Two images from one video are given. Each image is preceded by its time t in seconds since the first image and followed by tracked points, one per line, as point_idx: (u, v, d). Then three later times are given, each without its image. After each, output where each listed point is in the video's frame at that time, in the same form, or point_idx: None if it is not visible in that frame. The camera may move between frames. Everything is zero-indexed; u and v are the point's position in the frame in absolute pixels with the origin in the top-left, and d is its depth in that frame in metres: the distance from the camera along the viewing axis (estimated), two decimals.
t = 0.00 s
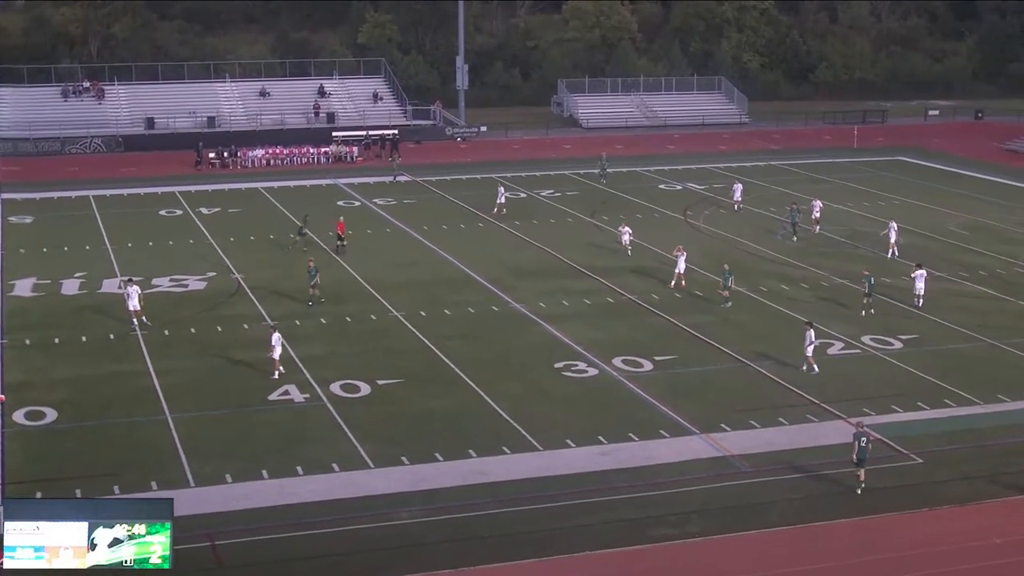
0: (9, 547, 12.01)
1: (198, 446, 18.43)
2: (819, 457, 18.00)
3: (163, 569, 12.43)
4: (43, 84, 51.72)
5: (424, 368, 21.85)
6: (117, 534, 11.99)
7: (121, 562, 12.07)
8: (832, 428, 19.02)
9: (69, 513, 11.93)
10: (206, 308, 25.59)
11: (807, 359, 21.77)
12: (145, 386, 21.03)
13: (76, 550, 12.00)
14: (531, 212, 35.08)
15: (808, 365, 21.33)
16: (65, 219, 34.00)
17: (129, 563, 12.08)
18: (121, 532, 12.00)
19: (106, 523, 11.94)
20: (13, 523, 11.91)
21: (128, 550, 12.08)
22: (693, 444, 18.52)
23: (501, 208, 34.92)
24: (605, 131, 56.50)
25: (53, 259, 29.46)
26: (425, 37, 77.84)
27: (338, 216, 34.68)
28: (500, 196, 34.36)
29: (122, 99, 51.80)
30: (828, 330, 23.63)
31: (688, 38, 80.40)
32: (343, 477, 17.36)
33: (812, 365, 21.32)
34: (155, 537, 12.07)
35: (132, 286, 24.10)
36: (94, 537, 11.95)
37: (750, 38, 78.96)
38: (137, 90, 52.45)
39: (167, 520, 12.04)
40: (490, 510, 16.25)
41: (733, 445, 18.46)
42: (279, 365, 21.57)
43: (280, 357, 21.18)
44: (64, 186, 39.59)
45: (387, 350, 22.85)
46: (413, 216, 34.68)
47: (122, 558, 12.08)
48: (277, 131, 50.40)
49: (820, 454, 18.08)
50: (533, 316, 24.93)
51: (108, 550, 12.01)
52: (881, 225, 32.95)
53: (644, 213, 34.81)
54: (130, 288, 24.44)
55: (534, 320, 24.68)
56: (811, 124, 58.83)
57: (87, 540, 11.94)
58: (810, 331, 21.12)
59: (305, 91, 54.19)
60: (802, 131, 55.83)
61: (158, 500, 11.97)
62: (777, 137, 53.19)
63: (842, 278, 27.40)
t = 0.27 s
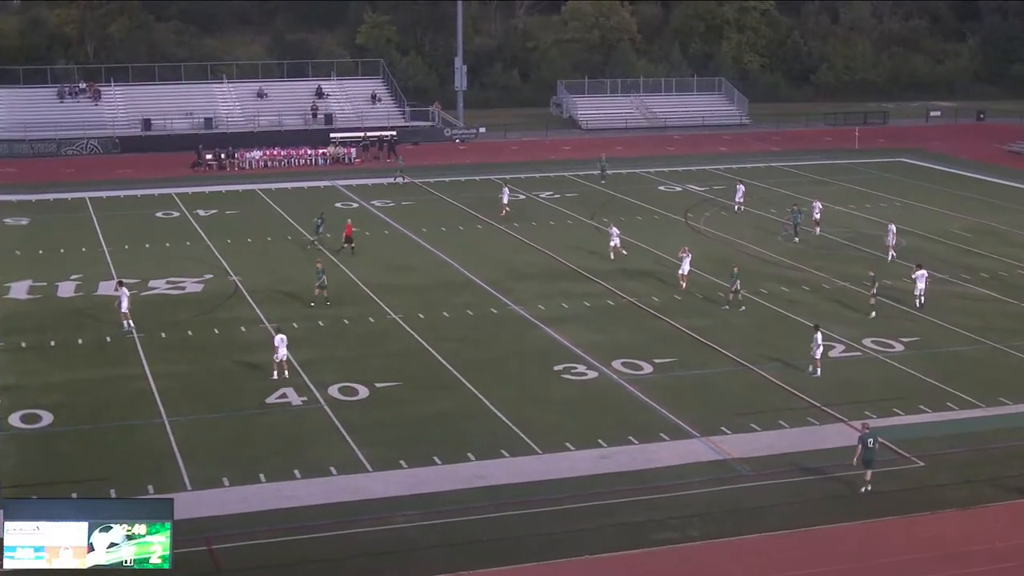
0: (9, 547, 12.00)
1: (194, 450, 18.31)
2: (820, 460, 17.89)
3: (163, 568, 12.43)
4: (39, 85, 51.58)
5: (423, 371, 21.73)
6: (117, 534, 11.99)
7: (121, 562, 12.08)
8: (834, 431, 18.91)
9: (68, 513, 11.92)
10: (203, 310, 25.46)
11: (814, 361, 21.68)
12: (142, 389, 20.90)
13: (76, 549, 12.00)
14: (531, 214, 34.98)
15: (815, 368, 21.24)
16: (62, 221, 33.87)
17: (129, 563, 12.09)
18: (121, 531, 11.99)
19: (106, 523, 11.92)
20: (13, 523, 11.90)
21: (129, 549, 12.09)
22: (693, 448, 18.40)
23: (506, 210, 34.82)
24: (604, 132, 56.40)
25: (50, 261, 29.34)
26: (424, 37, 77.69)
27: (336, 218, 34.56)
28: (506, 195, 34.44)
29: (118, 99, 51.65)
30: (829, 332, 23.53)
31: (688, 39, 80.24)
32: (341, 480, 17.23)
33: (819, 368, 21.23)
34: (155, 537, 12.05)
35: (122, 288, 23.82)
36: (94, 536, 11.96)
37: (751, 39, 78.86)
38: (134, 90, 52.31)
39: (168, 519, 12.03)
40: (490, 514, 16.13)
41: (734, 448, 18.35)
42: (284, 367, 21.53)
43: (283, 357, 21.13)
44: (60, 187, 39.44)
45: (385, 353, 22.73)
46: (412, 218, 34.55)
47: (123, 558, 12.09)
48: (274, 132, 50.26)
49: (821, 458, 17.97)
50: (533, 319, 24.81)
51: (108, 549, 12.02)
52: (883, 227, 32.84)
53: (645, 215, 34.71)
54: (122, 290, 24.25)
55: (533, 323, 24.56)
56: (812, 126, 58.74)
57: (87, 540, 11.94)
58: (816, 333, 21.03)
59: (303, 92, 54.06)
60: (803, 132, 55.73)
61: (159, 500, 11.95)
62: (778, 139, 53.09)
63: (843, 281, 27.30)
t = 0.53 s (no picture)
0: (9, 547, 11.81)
1: (192, 450, 18.17)
2: (821, 461, 17.79)
3: (164, 568, 12.19)
4: (34, 84, 51.41)
5: (421, 371, 21.62)
6: (118, 534, 11.76)
7: (121, 562, 11.86)
8: (834, 432, 18.82)
9: (68, 512, 11.70)
10: (200, 310, 25.33)
11: (820, 362, 21.59)
12: (137, 389, 20.77)
13: (76, 550, 11.77)
14: (530, 214, 34.86)
15: (821, 369, 21.16)
16: (58, 221, 33.72)
17: (129, 564, 11.86)
18: (122, 531, 11.76)
19: (105, 523, 11.69)
20: (13, 523, 11.68)
21: (129, 549, 11.85)
22: (693, 448, 18.30)
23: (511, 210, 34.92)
24: (603, 131, 56.29)
25: (45, 261, 29.19)
26: (421, 36, 77.48)
27: (333, 218, 34.43)
28: (506, 195, 34.32)
29: (113, 98, 51.49)
30: (830, 332, 23.42)
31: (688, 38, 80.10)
32: (339, 481, 17.12)
33: (825, 368, 21.16)
34: (155, 537, 11.81)
35: (112, 287, 23.61)
36: (94, 536, 11.72)
37: (751, 37, 78.70)
38: (129, 89, 52.15)
39: (169, 519, 11.79)
40: (488, 515, 16.02)
41: (734, 448, 18.25)
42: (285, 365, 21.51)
43: (283, 355, 21.09)
44: (56, 187, 39.30)
45: (382, 354, 22.62)
46: (410, 217, 34.43)
47: (123, 558, 11.86)
48: (270, 131, 50.13)
49: (821, 458, 17.88)
50: (531, 318, 24.71)
51: (108, 549, 11.78)
52: (883, 227, 32.77)
53: (644, 214, 34.61)
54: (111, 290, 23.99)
55: (532, 323, 24.45)
56: (811, 124, 58.68)
57: (86, 540, 11.72)
58: (822, 332, 20.98)
59: (299, 91, 53.91)
60: (803, 131, 55.67)
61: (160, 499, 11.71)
62: (777, 138, 53.01)
63: (843, 280, 27.20)
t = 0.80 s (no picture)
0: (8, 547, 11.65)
1: (187, 451, 18.04)
2: (820, 461, 17.69)
3: (163, 569, 12.02)
4: (28, 82, 51.19)
5: (418, 371, 21.50)
6: (118, 534, 11.60)
7: (120, 562, 11.69)
8: (833, 432, 18.72)
9: (67, 512, 11.54)
10: (195, 310, 25.18)
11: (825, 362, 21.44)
12: (132, 390, 20.63)
13: (76, 550, 11.61)
14: (528, 213, 34.74)
15: (823, 370, 21.03)
16: (52, 220, 33.53)
17: (128, 564, 11.69)
18: (122, 531, 11.60)
19: (105, 522, 11.53)
20: (12, 523, 11.53)
21: (128, 549, 11.68)
22: (691, 449, 18.20)
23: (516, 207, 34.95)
24: (601, 129, 56.18)
25: (40, 261, 29.01)
26: (418, 34, 77.31)
27: (330, 217, 34.29)
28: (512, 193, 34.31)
29: (108, 97, 51.30)
30: (830, 332, 23.32)
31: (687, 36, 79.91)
32: (335, 482, 16.99)
33: (826, 369, 21.03)
34: (155, 537, 11.67)
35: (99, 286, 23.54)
36: (94, 535, 11.55)
37: (749, 35, 78.59)
38: (124, 87, 51.96)
39: (169, 518, 11.63)
40: (485, 516, 15.92)
41: (732, 449, 18.15)
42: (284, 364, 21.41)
43: (283, 352, 21.03)
44: (50, 186, 39.12)
45: (379, 353, 22.49)
46: (407, 217, 34.30)
47: (123, 558, 11.69)
48: (266, 130, 49.96)
49: (820, 458, 17.79)
50: (529, 318, 24.60)
51: (108, 549, 11.61)
52: (882, 226, 32.68)
53: (642, 213, 34.52)
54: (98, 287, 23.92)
55: (529, 323, 24.33)
56: (810, 123, 58.58)
57: (86, 540, 11.55)
58: (827, 333, 20.81)
59: (295, 89, 53.73)
60: (802, 130, 55.58)
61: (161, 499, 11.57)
62: (776, 136, 52.91)
63: (843, 280, 27.10)
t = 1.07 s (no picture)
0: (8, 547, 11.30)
1: (185, 454, 17.91)
2: (823, 465, 17.56)
3: (166, 569, 11.63)
4: (27, 83, 51.04)
5: (417, 374, 21.38)
6: (118, 536, 11.23)
7: (121, 563, 11.30)
8: (836, 435, 18.58)
9: (66, 511, 11.17)
10: (193, 312, 25.05)
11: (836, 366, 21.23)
12: (131, 392, 20.48)
13: (76, 550, 11.23)
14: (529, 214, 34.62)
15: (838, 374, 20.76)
16: (50, 221, 33.39)
17: (128, 565, 11.30)
18: (121, 532, 11.22)
19: (104, 522, 11.15)
20: (12, 523, 11.17)
21: (128, 549, 11.28)
22: (692, 452, 18.07)
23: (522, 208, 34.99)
24: (602, 130, 56.08)
25: (38, 263, 28.87)
26: (419, 33, 77.13)
27: (329, 218, 34.18)
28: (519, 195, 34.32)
29: (106, 98, 51.19)
30: (832, 335, 23.19)
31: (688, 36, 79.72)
32: (333, 486, 16.85)
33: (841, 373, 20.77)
34: (156, 537, 11.27)
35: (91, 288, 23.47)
36: (94, 537, 11.17)
37: (751, 35, 78.47)
38: (123, 88, 51.84)
39: (169, 518, 11.25)
40: (486, 520, 15.78)
41: (734, 452, 18.02)
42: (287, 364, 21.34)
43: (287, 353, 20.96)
44: (48, 187, 38.99)
45: (379, 356, 22.36)
46: (408, 218, 34.18)
47: (122, 558, 11.30)
48: (266, 131, 49.86)
49: (823, 462, 17.66)
50: (529, 320, 24.48)
51: (108, 550, 11.22)
52: (885, 227, 32.57)
53: (644, 214, 34.44)
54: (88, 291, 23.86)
55: (530, 325, 24.21)
56: (812, 124, 58.48)
57: (85, 539, 11.18)
58: (838, 337, 20.62)
59: (295, 90, 53.62)
60: (804, 131, 55.49)
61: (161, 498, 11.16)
62: (778, 137, 52.82)
63: (845, 281, 26.98)
